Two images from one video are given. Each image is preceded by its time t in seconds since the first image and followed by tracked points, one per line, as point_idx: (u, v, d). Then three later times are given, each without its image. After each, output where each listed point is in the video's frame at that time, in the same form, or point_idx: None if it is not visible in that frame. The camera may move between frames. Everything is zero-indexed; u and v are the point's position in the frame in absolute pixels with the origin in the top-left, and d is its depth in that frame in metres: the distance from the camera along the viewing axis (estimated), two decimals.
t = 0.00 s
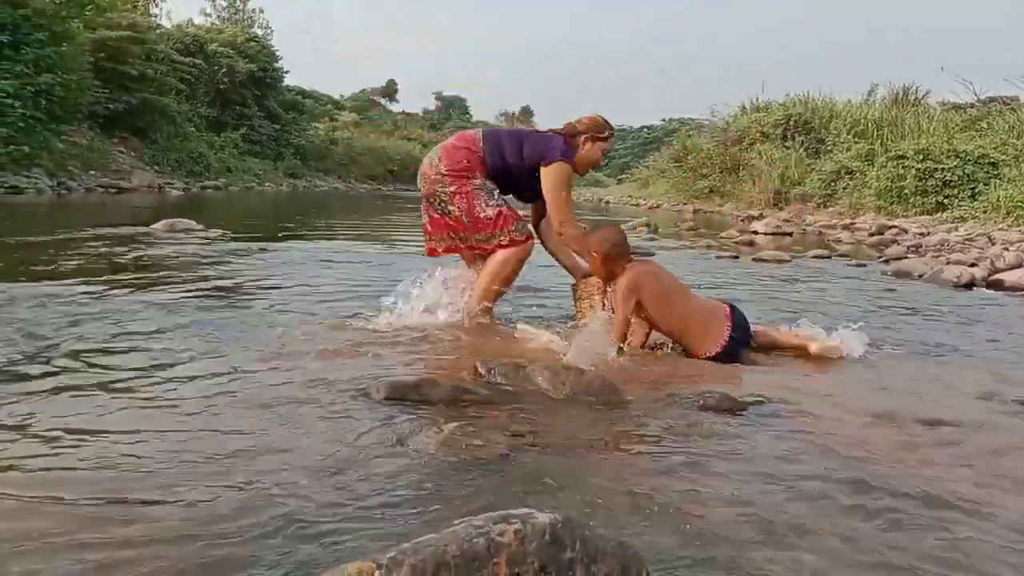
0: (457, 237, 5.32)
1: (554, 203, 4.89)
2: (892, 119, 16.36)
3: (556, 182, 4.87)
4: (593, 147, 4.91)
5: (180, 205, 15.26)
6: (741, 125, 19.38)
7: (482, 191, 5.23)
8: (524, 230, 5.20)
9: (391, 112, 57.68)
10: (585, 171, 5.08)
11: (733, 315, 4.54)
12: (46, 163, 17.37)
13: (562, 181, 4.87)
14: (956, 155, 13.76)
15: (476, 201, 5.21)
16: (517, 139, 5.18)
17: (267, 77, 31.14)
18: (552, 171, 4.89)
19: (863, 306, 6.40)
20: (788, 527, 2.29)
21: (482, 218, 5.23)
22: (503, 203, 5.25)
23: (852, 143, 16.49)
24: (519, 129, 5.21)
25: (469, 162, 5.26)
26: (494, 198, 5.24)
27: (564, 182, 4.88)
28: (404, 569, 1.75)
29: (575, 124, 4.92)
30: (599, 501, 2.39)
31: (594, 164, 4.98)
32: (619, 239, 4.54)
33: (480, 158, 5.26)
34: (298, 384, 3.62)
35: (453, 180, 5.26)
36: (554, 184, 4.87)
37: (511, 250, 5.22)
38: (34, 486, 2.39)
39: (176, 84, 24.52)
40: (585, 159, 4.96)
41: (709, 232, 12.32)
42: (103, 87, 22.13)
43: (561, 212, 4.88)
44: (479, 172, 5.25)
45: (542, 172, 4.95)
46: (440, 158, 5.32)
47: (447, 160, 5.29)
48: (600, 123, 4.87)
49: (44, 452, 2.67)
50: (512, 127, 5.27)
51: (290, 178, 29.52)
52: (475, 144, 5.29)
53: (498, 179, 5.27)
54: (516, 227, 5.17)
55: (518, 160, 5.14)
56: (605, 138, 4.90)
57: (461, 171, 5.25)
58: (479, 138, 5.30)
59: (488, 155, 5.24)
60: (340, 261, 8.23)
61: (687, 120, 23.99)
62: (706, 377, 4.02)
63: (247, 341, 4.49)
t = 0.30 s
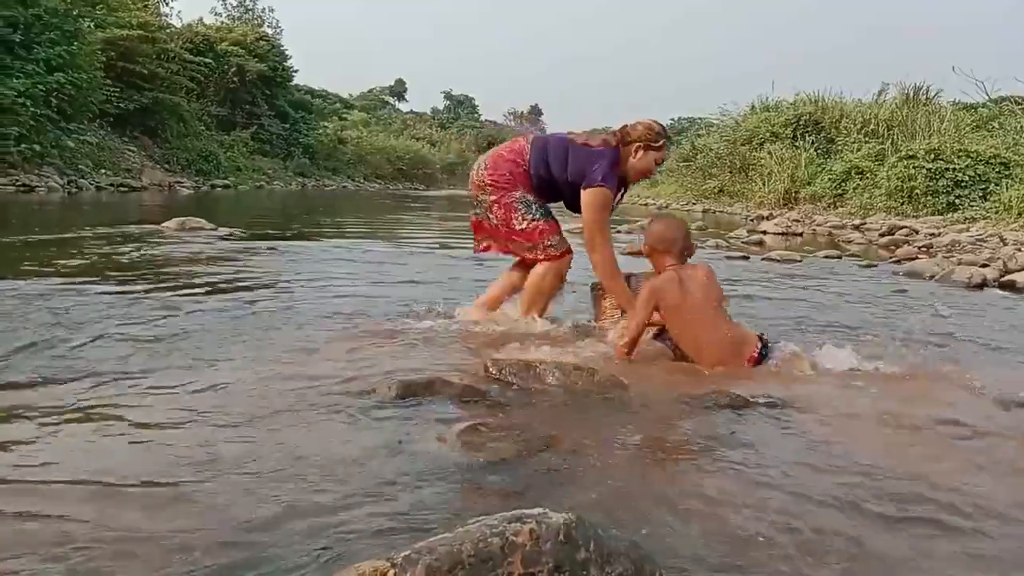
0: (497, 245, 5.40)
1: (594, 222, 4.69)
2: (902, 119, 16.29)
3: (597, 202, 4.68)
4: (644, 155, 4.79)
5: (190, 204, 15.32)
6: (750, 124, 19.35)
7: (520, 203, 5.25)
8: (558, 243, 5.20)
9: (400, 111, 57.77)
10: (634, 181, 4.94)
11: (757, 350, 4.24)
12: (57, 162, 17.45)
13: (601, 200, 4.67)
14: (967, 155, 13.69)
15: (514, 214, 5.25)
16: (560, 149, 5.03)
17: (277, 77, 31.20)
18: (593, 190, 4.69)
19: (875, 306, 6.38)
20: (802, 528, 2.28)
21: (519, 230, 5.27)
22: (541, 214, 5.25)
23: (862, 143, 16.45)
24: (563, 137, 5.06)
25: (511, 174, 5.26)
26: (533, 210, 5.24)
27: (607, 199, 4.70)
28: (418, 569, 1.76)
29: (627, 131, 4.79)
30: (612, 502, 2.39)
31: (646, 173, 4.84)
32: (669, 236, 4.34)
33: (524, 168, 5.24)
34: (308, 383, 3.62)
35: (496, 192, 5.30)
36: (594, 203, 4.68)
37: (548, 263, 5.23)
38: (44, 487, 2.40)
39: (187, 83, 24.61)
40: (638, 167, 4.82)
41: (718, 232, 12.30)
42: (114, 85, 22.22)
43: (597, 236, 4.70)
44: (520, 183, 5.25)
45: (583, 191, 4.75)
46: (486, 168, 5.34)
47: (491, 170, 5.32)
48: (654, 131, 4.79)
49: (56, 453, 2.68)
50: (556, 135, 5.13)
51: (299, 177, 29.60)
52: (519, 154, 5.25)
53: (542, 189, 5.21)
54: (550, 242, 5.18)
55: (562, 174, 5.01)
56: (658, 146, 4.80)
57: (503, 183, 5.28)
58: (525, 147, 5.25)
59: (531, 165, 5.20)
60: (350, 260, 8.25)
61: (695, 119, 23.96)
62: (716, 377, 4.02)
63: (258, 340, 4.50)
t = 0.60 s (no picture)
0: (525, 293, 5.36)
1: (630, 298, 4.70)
2: (908, 121, 16.26)
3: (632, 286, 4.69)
4: (667, 229, 4.74)
5: (197, 207, 15.35)
6: (755, 127, 19.31)
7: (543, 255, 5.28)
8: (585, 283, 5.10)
9: (406, 114, 57.83)
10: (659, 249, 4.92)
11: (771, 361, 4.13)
12: (65, 164, 17.52)
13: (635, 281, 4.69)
14: (974, 158, 13.66)
15: (537, 264, 5.26)
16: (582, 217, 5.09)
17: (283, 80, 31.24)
18: (627, 273, 4.72)
19: (883, 310, 6.36)
20: (810, 532, 2.28)
21: (544, 280, 5.24)
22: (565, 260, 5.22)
23: (868, 146, 16.44)
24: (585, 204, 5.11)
25: (534, 233, 5.37)
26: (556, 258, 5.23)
27: (640, 281, 4.72)
28: (427, 572, 1.76)
29: (650, 205, 4.74)
30: (619, 505, 2.38)
31: (671, 244, 4.80)
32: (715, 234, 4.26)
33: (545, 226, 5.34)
34: (315, 386, 3.63)
35: (520, 250, 5.40)
36: (625, 287, 4.70)
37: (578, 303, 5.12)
38: (53, 489, 2.41)
39: (193, 86, 24.69)
40: (662, 240, 4.79)
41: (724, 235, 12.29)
42: (122, 89, 22.30)
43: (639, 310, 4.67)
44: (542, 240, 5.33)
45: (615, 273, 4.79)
46: (510, 230, 5.49)
47: (515, 231, 5.46)
48: (676, 205, 4.71)
49: (64, 455, 2.69)
50: (579, 201, 5.18)
51: (304, 180, 29.64)
52: (541, 216, 5.37)
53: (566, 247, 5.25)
54: (577, 281, 5.10)
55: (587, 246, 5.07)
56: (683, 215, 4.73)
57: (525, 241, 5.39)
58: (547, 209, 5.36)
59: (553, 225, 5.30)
60: (356, 263, 8.26)
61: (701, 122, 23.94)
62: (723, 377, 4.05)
63: (265, 342, 4.52)
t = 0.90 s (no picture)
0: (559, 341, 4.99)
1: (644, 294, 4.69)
2: (907, 123, 16.28)
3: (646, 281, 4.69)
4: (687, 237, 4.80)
5: (196, 206, 15.33)
6: (754, 129, 19.32)
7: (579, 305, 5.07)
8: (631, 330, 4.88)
9: (405, 114, 57.79)
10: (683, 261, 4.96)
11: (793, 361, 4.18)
12: (63, 163, 17.50)
13: (653, 278, 4.67)
14: (973, 160, 13.68)
15: (572, 320, 5.01)
16: (608, 253, 5.06)
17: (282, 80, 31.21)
18: (645, 269, 4.72)
19: (883, 312, 6.37)
20: (810, 533, 2.27)
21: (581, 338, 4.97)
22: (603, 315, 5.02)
23: (867, 148, 16.44)
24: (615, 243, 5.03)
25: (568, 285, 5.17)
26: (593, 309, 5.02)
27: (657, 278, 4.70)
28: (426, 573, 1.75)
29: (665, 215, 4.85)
30: (618, 506, 2.38)
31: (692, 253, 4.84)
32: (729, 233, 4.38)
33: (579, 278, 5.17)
34: (314, 387, 3.62)
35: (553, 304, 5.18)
36: (643, 285, 4.69)
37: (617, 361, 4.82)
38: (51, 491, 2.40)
39: (193, 86, 24.67)
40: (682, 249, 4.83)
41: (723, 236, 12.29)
42: (121, 88, 22.29)
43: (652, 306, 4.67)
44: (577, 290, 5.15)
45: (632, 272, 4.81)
46: (540, 284, 5.27)
47: (548, 285, 5.24)
48: (692, 212, 4.81)
49: (60, 457, 2.67)
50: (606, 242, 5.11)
51: (303, 180, 29.62)
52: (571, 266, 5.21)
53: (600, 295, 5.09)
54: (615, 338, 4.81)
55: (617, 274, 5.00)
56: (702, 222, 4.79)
57: (560, 293, 5.19)
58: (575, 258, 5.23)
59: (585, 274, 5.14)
60: (356, 263, 8.26)
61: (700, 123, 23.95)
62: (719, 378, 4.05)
63: (264, 342, 4.51)
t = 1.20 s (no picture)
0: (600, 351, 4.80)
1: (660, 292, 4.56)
2: (907, 122, 16.28)
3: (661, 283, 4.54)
4: (697, 224, 4.67)
5: (196, 205, 15.32)
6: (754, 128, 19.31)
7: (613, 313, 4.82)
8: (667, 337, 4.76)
9: (404, 113, 57.78)
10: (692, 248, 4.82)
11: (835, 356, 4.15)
12: (62, 163, 17.49)
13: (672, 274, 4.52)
14: (973, 158, 13.68)
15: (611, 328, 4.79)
16: (630, 251, 4.78)
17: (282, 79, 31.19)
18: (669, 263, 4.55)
19: (883, 309, 6.36)
20: (809, 531, 2.28)
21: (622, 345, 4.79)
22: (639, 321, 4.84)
23: (866, 147, 16.44)
24: (637, 243, 4.75)
25: (596, 291, 4.83)
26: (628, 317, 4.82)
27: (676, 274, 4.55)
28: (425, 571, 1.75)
29: (672, 206, 4.71)
30: (618, 504, 2.38)
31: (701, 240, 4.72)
32: (772, 227, 4.29)
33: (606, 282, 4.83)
34: (313, 386, 3.62)
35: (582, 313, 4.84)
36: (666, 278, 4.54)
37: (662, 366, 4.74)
38: (50, 489, 2.40)
39: (192, 85, 24.66)
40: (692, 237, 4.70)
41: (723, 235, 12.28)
42: (120, 87, 22.29)
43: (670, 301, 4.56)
44: (606, 295, 4.83)
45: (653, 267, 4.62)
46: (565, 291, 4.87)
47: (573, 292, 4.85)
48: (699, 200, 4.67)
49: (59, 456, 2.67)
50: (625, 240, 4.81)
51: (302, 179, 29.61)
52: (594, 269, 4.84)
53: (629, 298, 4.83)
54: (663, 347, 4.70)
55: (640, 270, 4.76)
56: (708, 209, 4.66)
57: (589, 300, 4.84)
58: (595, 258, 4.86)
59: (612, 277, 4.81)
60: (355, 262, 8.26)
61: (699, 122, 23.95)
62: (722, 377, 4.06)
63: (263, 341, 4.51)
